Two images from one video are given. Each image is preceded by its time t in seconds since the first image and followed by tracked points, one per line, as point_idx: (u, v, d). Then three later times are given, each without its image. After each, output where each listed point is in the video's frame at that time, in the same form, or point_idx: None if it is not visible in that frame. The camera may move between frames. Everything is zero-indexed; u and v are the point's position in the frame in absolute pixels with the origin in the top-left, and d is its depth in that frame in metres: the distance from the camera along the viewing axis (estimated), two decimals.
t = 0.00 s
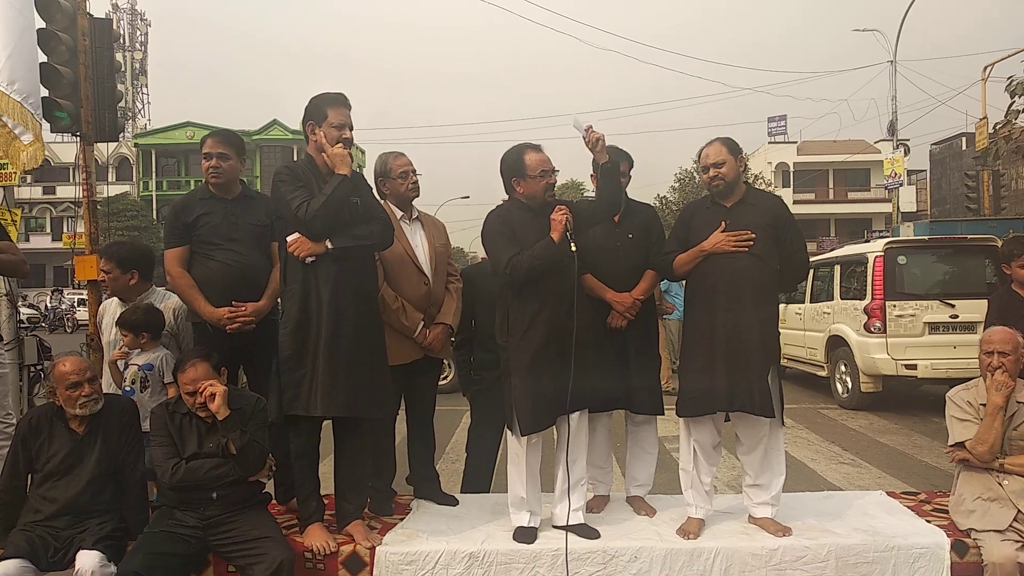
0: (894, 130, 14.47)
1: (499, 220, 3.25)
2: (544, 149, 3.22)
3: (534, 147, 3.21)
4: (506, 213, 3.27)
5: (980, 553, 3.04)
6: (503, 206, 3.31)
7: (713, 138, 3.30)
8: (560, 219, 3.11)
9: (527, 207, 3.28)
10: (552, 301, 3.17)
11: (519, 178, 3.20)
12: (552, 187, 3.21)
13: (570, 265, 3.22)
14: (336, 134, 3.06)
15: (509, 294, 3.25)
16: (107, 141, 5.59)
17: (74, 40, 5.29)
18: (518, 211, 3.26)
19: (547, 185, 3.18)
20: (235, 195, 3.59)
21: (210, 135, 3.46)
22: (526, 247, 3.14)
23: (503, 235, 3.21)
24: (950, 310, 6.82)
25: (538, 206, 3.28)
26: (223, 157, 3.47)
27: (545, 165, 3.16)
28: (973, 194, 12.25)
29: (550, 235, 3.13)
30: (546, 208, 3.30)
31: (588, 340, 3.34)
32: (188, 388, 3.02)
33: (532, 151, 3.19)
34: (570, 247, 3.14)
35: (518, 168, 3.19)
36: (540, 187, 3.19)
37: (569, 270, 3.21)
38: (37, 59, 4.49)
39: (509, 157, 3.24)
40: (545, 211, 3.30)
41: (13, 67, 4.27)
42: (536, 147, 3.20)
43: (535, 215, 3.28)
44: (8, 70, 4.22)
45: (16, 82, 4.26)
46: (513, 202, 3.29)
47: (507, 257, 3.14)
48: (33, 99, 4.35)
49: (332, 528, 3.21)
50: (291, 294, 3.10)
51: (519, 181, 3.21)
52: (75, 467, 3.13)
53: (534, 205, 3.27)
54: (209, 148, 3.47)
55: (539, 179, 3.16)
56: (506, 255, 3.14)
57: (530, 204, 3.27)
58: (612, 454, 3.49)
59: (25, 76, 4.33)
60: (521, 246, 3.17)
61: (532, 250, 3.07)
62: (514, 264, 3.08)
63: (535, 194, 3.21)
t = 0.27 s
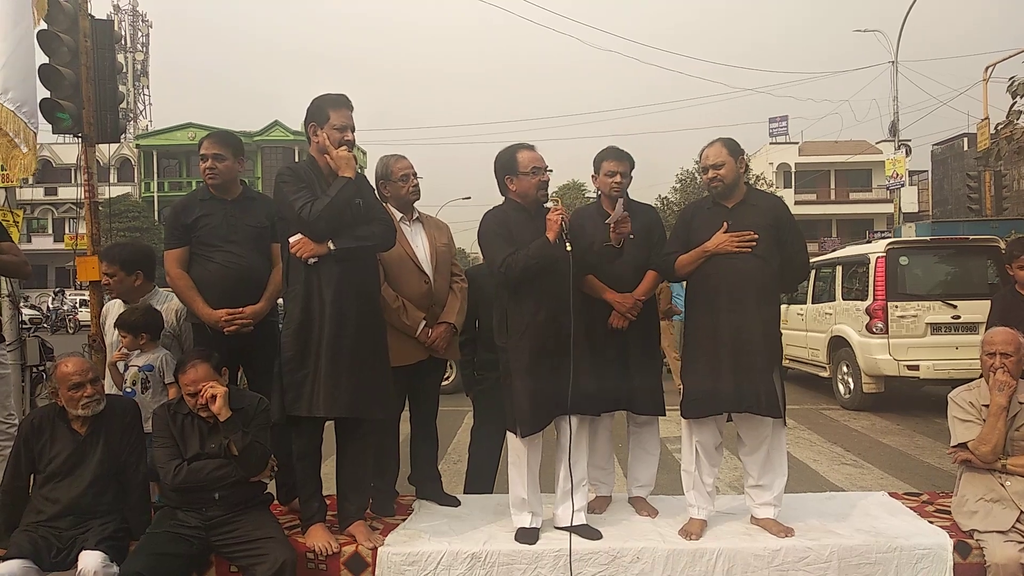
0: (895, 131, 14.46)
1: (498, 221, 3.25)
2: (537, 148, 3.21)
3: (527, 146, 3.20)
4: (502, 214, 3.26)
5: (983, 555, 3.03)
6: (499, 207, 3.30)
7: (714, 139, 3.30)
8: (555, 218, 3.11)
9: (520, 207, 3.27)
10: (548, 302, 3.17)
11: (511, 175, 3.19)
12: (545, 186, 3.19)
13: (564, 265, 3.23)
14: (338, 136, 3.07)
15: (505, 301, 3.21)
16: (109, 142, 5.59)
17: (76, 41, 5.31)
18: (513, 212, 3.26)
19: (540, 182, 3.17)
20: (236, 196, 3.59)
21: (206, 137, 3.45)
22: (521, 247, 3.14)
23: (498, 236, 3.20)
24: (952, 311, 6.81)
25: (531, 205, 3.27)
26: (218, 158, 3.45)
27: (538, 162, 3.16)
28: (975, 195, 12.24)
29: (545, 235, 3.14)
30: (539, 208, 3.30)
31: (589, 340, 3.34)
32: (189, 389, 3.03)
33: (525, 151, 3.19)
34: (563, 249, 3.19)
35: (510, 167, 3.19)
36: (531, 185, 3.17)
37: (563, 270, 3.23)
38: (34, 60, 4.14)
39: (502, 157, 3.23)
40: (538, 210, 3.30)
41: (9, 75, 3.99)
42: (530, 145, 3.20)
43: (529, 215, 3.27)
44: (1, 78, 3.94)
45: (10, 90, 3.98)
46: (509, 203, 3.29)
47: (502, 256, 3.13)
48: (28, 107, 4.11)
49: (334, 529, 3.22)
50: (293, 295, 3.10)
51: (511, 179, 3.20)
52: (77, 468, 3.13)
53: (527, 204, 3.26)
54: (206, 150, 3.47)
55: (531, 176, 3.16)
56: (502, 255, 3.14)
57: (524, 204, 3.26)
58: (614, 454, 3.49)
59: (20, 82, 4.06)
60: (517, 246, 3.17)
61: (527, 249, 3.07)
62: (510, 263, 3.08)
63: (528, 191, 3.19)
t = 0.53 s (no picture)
0: (895, 130, 14.47)
1: (497, 221, 3.25)
2: (543, 149, 3.20)
3: (530, 146, 3.19)
4: (502, 214, 3.26)
5: (983, 554, 3.03)
6: (500, 206, 3.31)
7: (711, 140, 3.30)
8: (553, 220, 3.13)
9: (520, 207, 3.27)
10: (548, 302, 3.15)
11: (513, 174, 3.19)
12: (546, 187, 3.20)
13: (562, 266, 3.21)
14: (339, 137, 3.07)
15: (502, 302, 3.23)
16: (107, 142, 5.62)
17: (74, 42, 5.28)
18: (514, 212, 3.26)
19: (540, 183, 3.17)
20: (234, 197, 3.59)
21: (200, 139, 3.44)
22: (519, 247, 3.14)
23: (497, 235, 3.20)
24: (951, 311, 6.81)
25: (530, 205, 3.27)
26: (215, 159, 3.45)
27: (541, 165, 3.15)
28: (975, 194, 12.24)
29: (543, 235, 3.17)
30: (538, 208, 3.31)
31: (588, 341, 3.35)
32: (187, 391, 3.02)
33: (530, 151, 3.17)
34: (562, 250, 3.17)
35: (512, 166, 3.19)
36: (532, 186, 3.18)
37: (562, 271, 3.19)
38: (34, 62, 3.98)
39: (507, 155, 3.22)
40: (537, 211, 3.31)
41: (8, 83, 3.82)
42: (533, 146, 3.19)
43: (528, 215, 3.28)
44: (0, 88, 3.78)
45: (10, 99, 3.83)
46: (509, 202, 3.29)
47: (499, 255, 3.14)
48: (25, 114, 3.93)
49: (335, 529, 3.22)
50: (294, 296, 3.10)
51: (513, 177, 3.20)
52: (77, 469, 3.14)
53: (526, 204, 3.26)
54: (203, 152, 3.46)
55: (532, 177, 3.15)
56: (498, 255, 3.14)
57: (524, 204, 3.27)
58: (614, 454, 3.49)
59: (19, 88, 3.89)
60: (514, 246, 3.17)
61: (523, 249, 3.07)
62: (505, 262, 3.09)
63: (527, 191, 3.19)
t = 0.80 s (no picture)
0: (893, 132, 14.50)
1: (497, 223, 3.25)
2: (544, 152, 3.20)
3: (533, 149, 3.19)
4: (500, 215, 3.27)
5: (982, 556, 3.03)
6: (500, 208, 3.31)
7: (708, 142, 3.31)
8: (550, 223, 3.12)
9: (520, 209, 3.27)
10: (546, 304, 3.14)
11: (513, 175, 3.19)
12: (545, 190, 3.20)
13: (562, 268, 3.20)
14: (340, 140, 3.06)
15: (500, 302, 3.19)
16: (106, 146, 5.59)
17: (73, 46, 5.31)
18: (514, 214, 3.26)
19: (540, 186, 3.16)
20: (230, 200, 3.59)
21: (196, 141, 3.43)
22: (517, 249, 3.14)
23: (496, 238, 3.20)
24: (950, 312, 6.82)
25: (530, 208, 3.27)
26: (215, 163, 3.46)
27: (541, 167, 3.15)
28: (974, 195, 12.27)
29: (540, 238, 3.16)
30: (539, 210, 3.31)
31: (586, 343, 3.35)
32: (183, 395, 3.01)
33: (531, 153, 3.17)
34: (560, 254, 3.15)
35: (513, 168, 3.19)
36: (531, 188, 3.18)
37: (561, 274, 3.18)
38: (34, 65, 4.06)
39: (507, 158, 3.22)
40: (537, 213, 3.31)
41: (8, 84, 3.88)
42: (535, 148, 3.19)
43: (528, 217, 3.28)
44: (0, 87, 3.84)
45: (9, 100, 3.88)
46: (509, 204, 3.29)
47: (496, 258, 3.14)
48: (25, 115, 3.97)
49: (333, 532, 3.21)
50: (293, 299, 3.10)
51: (513, 178, 3.20)
52: (75, 473, 3.13)
53: (526, 206, 3.26)
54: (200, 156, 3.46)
55: (533, 179, 3.15)
56: (495, 257, 3.14)
57: (524, 206, 3.26)
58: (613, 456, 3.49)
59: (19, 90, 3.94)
60: (512, 248, 3.17)
61: (520, 252, 3.08)
62: (502, 265, 3.09)
63: (526, 193, 3.20)
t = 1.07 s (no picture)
0: (890, 133, 14.53)
1: (494, 224, 3.25)
2: (542, 152, 3.20)
3: (529, 149, 3.19)
4: (497, 216, 3.27)
5: (979, 556, 3.04)
6: (499, 208, 3.31)
7: (703, 144, 3.32)
8: (546, 224, 3.11)
9: (518, 210, 3.27)
10: (542, 305, 3.14)
11: (509, 177, 3.20)
12: (543, 191, 3.19)
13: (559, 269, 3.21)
14: (338, 140, 3.05)
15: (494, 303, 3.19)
16: (101, 146, 5.65)
17: (70, 46, 5.28)
18: (511, 215, 3.26)
19: (537, 186, 3.16)
20: (227, 201, 3.58)
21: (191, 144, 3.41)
22: (513, 250, 3.14)
23: (492, 238, 3.20)
24: (947, 312, 6.83)
25: (527, 209, 3.26)
26: (216, 167, 3.46)
27: (539, 167, 3.14)
28: (970, 196, 12.30)
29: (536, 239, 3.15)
30: (536, 211, 3.30)
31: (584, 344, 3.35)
32: (179, 397, 3.00)
33: (528, 154, 3.17)
34: (556, 255, 3.15)
35: (509, 169, 3.19)
36: (528, 188, 3.17)
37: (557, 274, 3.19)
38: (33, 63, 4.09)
39: (505, 159, 3.22)
40: (535, 214, 3.30)
41: (8, 76, 3.89)
42: (531, 149, 3.19)
43: (525, 218, 3.27)
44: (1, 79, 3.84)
45: (10, 91, 3.87)
46: (507, 205, 3.29)
47: (493, 258, 3.14)
48: (26, 108, 3.97)
49: (330, 534, 3.21)
50: (291, 300, 3.10)
51: (509, 180, 3.20)
52: (72, 475, 3.12)
53: (524, 207, 3.25)
54: (198, 156, 3.45)
55: (529, 180, 3.15)
56: (491, 258, 3.14)
57: (521, 207, 3.26)
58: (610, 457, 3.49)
59: (19, 84, 3.95)
60: (508, 249, 3.17)
61: (517, 253, 3.08)
62: (498, 265, 3.09)
63: (523, 194, 3.19)
